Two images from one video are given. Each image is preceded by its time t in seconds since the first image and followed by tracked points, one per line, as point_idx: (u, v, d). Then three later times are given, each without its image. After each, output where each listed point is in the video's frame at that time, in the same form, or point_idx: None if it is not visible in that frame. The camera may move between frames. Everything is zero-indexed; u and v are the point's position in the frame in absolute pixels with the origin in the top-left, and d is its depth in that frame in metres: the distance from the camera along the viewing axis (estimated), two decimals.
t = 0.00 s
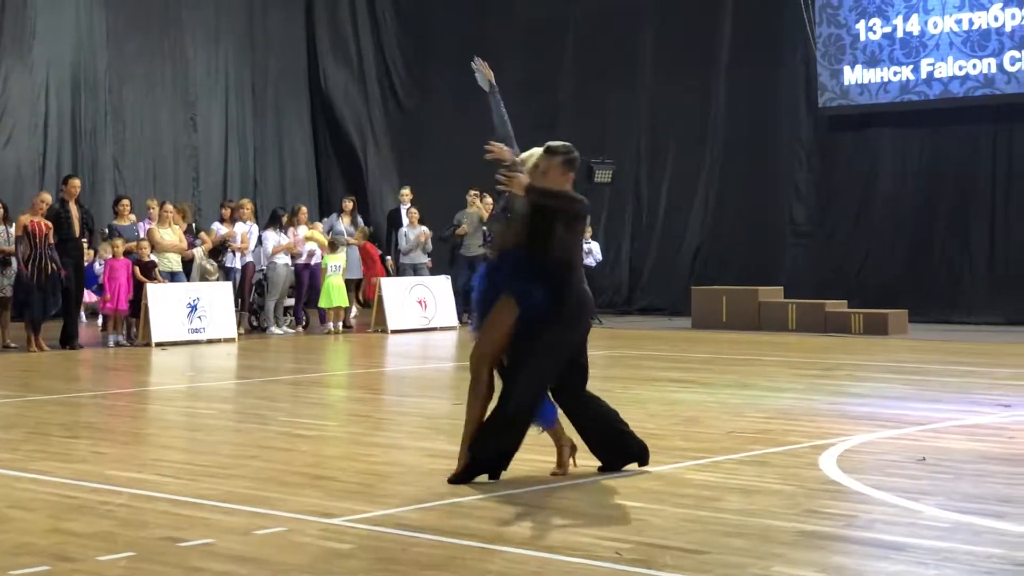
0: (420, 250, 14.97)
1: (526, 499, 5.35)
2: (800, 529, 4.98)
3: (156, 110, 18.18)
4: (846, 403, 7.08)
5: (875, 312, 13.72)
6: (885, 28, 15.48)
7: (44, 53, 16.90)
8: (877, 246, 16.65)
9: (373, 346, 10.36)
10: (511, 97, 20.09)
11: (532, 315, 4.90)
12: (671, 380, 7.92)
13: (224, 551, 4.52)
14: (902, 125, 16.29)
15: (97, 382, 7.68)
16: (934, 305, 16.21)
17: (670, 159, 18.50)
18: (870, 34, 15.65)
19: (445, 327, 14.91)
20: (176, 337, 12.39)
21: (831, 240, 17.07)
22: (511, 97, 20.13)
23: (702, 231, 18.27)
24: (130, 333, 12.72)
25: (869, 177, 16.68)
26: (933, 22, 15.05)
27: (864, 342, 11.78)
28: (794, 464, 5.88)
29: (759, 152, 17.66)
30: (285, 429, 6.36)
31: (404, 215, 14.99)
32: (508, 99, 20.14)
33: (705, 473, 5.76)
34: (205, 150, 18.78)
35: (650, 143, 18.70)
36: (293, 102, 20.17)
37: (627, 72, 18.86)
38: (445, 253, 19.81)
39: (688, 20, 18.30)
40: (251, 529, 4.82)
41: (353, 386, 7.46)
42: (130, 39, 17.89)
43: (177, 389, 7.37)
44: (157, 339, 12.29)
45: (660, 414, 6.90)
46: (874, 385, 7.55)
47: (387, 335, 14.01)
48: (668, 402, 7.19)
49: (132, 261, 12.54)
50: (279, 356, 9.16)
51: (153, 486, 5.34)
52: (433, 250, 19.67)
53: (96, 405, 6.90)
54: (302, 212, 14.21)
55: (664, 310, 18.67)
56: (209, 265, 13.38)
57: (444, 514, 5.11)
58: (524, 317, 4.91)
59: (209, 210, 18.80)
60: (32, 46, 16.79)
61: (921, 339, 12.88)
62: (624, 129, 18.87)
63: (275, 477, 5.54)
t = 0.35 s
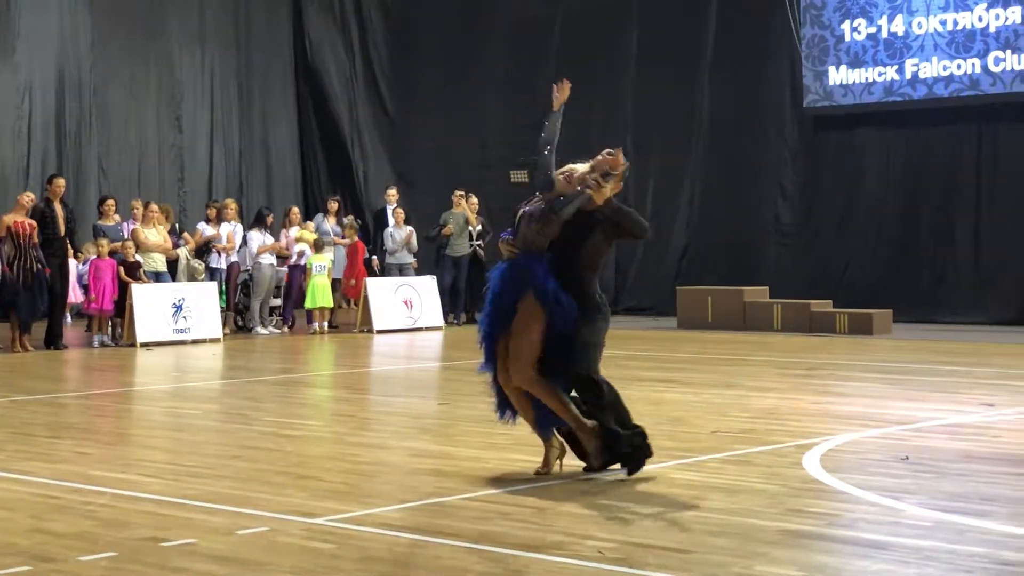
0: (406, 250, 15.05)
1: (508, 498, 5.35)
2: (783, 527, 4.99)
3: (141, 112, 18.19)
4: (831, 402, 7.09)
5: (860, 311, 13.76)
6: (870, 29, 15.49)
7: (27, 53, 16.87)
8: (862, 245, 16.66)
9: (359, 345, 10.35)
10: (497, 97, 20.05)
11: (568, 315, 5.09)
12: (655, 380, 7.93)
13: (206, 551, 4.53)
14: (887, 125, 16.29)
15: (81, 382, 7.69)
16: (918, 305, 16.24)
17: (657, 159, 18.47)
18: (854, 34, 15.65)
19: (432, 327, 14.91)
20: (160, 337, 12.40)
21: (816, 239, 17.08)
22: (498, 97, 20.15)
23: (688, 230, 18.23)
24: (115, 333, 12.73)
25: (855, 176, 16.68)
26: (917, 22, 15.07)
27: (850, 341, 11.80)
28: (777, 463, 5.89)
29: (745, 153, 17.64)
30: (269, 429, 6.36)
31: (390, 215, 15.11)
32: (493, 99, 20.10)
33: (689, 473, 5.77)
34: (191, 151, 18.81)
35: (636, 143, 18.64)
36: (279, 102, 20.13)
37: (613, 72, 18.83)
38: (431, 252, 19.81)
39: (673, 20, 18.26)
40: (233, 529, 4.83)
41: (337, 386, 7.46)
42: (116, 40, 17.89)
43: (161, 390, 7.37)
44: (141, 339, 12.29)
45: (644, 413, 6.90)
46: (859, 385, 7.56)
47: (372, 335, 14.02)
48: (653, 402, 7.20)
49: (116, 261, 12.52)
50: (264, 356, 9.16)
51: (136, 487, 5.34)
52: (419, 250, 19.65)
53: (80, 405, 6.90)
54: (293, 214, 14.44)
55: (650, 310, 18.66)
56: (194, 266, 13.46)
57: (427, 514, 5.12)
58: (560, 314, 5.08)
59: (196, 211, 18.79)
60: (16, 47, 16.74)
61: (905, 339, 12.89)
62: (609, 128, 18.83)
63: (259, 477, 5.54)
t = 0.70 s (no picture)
0: (384, 250, 15.10)
1: (483, 498, 5.36)
2: (756, 526, 5.00)
3: (116, 113, 18.19)
4: (807, 402, 7.09)
5: (836, 312, 13.80)
6: (846, 29, 15.51)
7: None
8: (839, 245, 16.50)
9: (335, 346, 10.30)
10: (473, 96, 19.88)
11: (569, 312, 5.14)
12: (632, 380, 7.94)
13: (178, 552, 4.53)
14: (868, 126, 16.14)
15: (56, 383, 7.68)
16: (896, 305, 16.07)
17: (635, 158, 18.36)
18: (830, 35, 15.66)
19: (409, 327, 14.90)
20: (135, 338, 12.47)
21: (794, 240, 16.85)
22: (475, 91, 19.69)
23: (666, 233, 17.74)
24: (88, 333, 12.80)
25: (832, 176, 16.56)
26: (893, 23, 15.11)
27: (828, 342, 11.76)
28: (752, 463, 5.90)
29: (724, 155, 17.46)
30: (245, 430, 6.36)
31: (368, 215, 15.13)
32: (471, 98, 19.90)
33: (663, 473, 5.77)
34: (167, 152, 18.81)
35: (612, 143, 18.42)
36: (256, 102, 20.10)
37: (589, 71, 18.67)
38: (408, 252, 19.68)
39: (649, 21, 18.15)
40: (206, 530, 4.83)
41: (313, 387, 7.46)
42: (91, 41, 17.90)
43: (137, 391, 7.37)
44: (117, 340, 12.34)
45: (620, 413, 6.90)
46: (835, 384, 7.57)
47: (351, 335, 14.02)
48: (630, 402, 7.21)
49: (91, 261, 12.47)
50: (240, 356, 9.14)
51: (110, 488, 5.34)
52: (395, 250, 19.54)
53: (56, 406, 6.90)
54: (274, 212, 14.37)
55: (629, 310, 18.36)
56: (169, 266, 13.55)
57: (401, 514, 5.13)
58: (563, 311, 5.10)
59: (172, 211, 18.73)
60: None
61: (880, 339, 12.90)
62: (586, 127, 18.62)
63: (233, 478, 5.54)
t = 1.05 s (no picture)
0: (351, 250, 15.14)
1: (447, 498, 5.37)
2: (719, 525, 5.02)
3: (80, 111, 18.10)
4: (772, 402, 7.13)
5: (802, 311, 13.87)
6: (812, 30, 15.60)
7: None
8: (806, 245, 16.50)
9: (301, 347, 10.26)
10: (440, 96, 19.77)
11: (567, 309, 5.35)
12: (598, 380, 7.96)
13: (140, 552, 4.52)
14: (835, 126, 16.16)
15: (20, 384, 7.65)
16: (862, 304, 16.07)
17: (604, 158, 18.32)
18: (796, 36, 15.75)
19: (376, 327, 14.89)
20: (100, 338, 12.47)
21: (762, 238, 16.85)
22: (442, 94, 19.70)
23: (633, 231, 17.83)
24: (53, 334, 12.74)
25: (798, 178, 16.54)
26: (858, 25, 15.23)
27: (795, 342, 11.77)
28: (716, 462, 5.93)
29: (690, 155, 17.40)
30: (210, 430, 6.35)
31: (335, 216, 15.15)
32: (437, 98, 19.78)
33: (628, 472, 5.79)
34: (132, 151, 18.71)
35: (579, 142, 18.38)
36: (223, 100, 20.01)
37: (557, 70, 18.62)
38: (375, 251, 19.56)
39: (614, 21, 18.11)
40: (169, 530, 4.82)
41: (279, 387, 7.45)
42: (56, 38, 17.82)
43: (101, 392, 7.34)
44: (81, 341, 12.36)
45: (586, 414, 6.92)
46: (801, 384, 7.60)
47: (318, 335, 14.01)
48: (597, 402, 7.23)
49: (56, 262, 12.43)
50: (207, 357, 9.10)
51: (73, 489, 5.33)
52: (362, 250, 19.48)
53: (20, 407, 6.88)
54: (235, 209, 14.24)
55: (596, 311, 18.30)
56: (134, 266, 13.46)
57: (365, 514, 5.13)
58: (561, 307, 5.27)
59: (137, 210, 18.61)
60: None
61: (845, 339, 12.97)
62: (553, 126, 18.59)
63: (197, 478, 5.53)
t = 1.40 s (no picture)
0: (314, 251, 15.12)
1: (410, 499, 5.37)
2: (682, 525, 5.04)
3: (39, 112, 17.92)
4: (735, 402, 7.17)
5: (764, 312, 13.95)
6: (774, 32, 15.68)
7: None
8: (768, 245, 16.57)
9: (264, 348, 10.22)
10: (405, 96, 19.70)
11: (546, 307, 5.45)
12: (561, 380, 7.98)
13: (101, 554, 4.50)
14: (797, 127, 16.25)
15: None
16: (823, 304, 16.17)
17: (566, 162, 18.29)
18: (759, 38, 15.82)
19: (340, 328, 14.85)
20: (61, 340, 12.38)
21: (724, 238, 16.91)
22: (404, 94, 19.68)
23: (595, 230, 17.91)
24: (13, 335, 12.61)
25: (761, 179, 16.60)
26: (820, 27, 15.32)
27: (756, 343, 11.84)
28: (679, 462, 5.95)
29: (652, 156, 17.42)
30: (171, 432, 6.32)
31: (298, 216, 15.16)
32: (401, 99, 19.72)
33: (590, 472, 5.81)
34: (92, 151, 18.53)
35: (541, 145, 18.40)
36: (186, 100, 19.88)
37: (518, 73, 18.59)
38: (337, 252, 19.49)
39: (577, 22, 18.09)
40: (130, 533, 4.79)
41: (242, 388, 7.42)
42: (16, 36, 17.62)
43: (62, 393, 7.29)
44: (42, 342, 12.26)
45: (549, 413, 6.93)
46: (763, 384, 7.65)
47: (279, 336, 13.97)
48: (561, 402, 7.24)
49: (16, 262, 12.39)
50: (168, 359, 9.05)
51: (31, 491, 5.29)
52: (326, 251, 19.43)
53: None
54: (191, 216, 14.18)
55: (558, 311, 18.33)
56: (96, 266, 13.42)
57: (328, 515, 5.12)
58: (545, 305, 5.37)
59: (98, 211, 18.44)
60: None
61: (808, 339, 13.05)
62: (516, 129, 18.58)
63: (158, 480, 5.51)
